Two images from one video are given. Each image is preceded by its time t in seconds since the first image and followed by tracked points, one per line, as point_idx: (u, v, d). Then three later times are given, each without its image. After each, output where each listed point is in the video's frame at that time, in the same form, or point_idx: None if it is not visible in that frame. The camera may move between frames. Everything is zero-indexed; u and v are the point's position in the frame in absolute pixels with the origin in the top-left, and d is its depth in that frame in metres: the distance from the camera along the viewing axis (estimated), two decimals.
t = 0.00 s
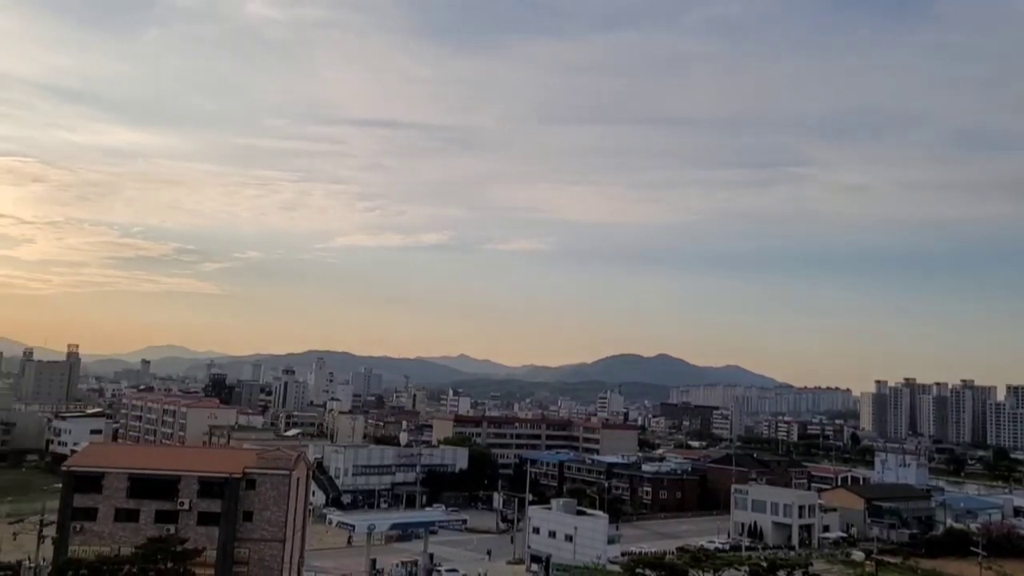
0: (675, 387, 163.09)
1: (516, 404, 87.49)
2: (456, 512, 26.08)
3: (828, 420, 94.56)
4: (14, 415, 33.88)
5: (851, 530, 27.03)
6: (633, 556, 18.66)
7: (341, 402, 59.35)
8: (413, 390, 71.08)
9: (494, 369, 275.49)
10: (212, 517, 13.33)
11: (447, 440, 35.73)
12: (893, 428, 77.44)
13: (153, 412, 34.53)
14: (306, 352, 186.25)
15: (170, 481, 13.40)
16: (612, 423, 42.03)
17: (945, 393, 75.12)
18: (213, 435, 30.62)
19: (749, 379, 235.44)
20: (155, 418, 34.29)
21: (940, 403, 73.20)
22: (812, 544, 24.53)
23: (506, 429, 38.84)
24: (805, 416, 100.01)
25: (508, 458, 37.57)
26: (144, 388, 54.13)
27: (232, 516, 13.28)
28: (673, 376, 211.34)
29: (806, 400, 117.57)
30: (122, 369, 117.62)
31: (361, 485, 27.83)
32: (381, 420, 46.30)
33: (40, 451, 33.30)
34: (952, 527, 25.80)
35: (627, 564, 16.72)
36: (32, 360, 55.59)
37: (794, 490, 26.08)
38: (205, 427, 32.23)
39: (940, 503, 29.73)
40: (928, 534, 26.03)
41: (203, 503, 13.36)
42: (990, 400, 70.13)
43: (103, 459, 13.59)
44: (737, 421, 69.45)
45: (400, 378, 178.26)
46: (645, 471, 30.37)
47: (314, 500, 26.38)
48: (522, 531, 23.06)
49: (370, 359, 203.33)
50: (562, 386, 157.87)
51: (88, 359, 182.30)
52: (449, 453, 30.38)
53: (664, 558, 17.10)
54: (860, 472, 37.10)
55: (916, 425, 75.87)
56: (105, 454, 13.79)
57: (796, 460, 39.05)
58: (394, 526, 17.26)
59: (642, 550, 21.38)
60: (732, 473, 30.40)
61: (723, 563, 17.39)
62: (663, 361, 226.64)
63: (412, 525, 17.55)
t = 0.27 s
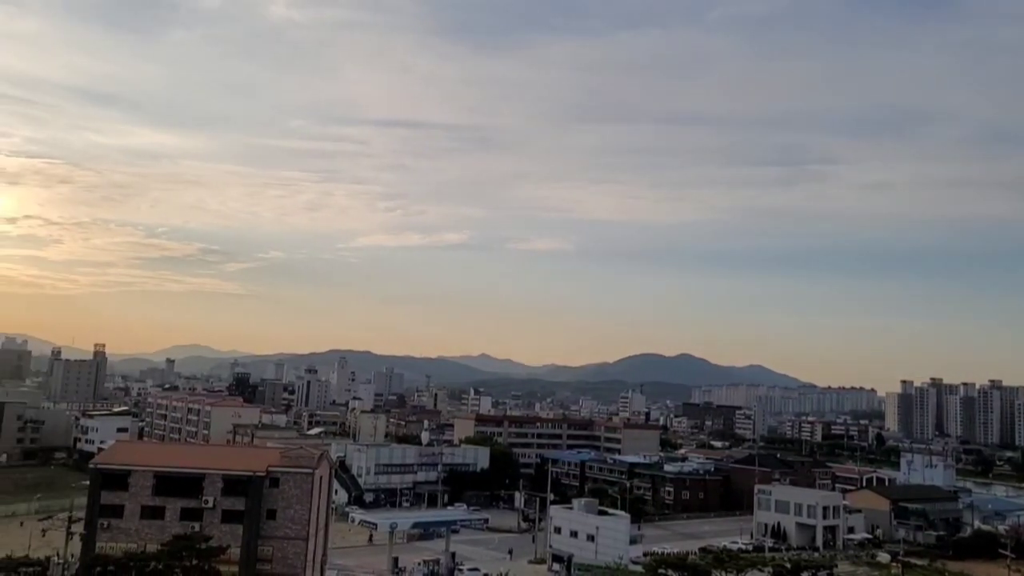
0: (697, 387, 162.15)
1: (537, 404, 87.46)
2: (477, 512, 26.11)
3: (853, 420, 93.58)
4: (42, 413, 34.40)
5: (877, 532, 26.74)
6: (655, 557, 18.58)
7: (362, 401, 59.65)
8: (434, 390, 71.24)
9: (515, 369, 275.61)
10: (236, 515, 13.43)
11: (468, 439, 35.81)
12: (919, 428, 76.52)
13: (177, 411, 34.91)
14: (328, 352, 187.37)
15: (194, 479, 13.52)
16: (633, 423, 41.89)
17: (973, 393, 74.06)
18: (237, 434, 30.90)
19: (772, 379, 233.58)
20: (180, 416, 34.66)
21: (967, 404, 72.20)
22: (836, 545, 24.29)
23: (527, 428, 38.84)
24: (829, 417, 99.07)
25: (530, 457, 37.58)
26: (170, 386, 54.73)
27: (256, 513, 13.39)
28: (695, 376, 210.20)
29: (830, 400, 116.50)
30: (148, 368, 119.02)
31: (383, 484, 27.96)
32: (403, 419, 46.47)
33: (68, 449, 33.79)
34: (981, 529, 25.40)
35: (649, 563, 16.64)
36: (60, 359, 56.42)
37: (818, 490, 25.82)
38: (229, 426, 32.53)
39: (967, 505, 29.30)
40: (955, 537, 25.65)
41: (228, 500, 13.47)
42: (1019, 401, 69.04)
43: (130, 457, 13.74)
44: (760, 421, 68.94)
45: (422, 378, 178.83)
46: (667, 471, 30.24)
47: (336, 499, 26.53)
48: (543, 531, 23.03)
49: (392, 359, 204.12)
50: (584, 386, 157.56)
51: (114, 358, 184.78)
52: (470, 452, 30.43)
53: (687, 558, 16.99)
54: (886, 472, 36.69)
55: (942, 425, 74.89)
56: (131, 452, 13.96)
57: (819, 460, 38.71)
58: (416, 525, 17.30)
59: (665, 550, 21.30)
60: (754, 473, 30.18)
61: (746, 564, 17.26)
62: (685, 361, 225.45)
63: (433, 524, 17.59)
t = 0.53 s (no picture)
0: (718, 386, 161.19)
1: (557, 403, 87.33)
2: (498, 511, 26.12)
3: (876, 420, 92.59)
4: (69, 412, 34.85)
5: (902, 534, 26.45)
6: (677, 557, 18.49)
7: (383, 401, 59.89)
8: (455, 390, 71.36)
9: (535, 368, 275.42)
10: (259, 514, 13.52)
11: (489, 438, 35.84)
12: (944, 429, 75.58)
13: (201, 410, 35.22)
14: (349, 352, 188.33)
15: (218, 478, 13.62)
16: (655, 423, 41.71)
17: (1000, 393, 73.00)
18: (259, 433, 31.12)
19: (794, 379, 231.78)
20: (203, 416, 34.97)
21: (994, 404, 71.22)
22: (860, 546, 24.05)
23: (548, 428, 38.82)
24: (852, 417, 98.12)
25: (550, 457, 37.55)
26: (193, 386, 55.27)
27: (278, 512, 13.47)
28: (717, 376, 209.02)
29: (853, 400, 115.35)
30: (172, 367, 120.22)
31: (404, 483, 28.06)
32: (423, 419, 46.59)
33: (94, 448, 34.20)
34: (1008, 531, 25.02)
35: (671, 564, 16.53)
36: (86, 359, 57.14)
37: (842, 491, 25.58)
38: (251, 425, 32.77)
39: (994, 507, 28.89)
40: (981, 538, 25.30)
41: (250, 499, 13.56)
42: None
43: (155, 456, 13.88)
44: (782, 421, 68.39)
45: (442, 378, 179.22)
46: (689, 471, 30.09)
47: (358, 498, 26.65)
48: (565, 531, 22.99)
49: (412, 359, 204.71)
50: (604, 386, 157.27)
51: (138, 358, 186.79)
52: (491, 452, 30.45)
53: (709, 559, 16.88)
54: (911, 473, 36.27)
55: (969, 426, 73.93)
56: (156, 451, 14.10)
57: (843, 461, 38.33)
58: (437, 524, 17.32)
59: (687, 551, 21.20)
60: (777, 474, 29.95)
61: (769, 565, 17.13)
62: (706, 361, 224.26)
63: (454, 523, 17.61)
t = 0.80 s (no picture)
0: (738, 386, 160.19)
1: (576, 403, 87.16)
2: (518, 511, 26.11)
3: (900, 420, 91.58)
4: (93, 411, 35.24)
5: (926, 536, 26.14)
6: (697, 558, 18.42)
7: (402, 400, 60.06)
8: (474, 390, 71.43)
9: (555, 368, 275.10)
10: (281, 512, 13.60)
11: (508, 438, 35.85)
12: (969, 429, 74.63)
13: (223, 409, 35.49)
14: (368, 352, 189.16)
15: (240, 476, 13.71)
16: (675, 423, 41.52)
17: None
18: (281, 432, 31.34)
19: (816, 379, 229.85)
20: (225, 415, 35.23)
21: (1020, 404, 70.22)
22: (883, 548, 23.81)
23: (567, 428, 38.77)
24: (875, 417, 97.15)
25: (570, 457, 37.52)
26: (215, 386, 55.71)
27: (300, 511, 13.55)
28: (737, 375, 207.81)
29: (876, 400, 114.17)
30: (194, 367, 121.40)
31: (424, 483, 28.16)
32: (443, 418, 46.68)
33: (118, 446, 34.59)
34: None
35: (692, 565, 16.43)
36: (110, 358, 57.79)
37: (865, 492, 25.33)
38: (273, 424, 32.99)
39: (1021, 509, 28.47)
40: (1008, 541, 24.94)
41: (272, 498, 13.65)
42: None
43: (178, 455, 14.01)
44: (803, 422, 67.84)
45: (461, 377, 179.53)
46: (709, 471, 29.93)
47: (378, 497, 26.74)
48: (585, 531, 22.95)
49: (431, 359, 205.21)
50: (623, 385, 156.87)
51: (161, 357, 188.77)
52: (510, 451, 30.48)
53: (730, 560, 16.78)
54: (935, 474, 35.84)
55: (994, 427, 72.95)
56: (178, 450, 14.22)
57: (866, 462, 37.96)
58: (457, 523, 17.34)
59: (707, 552, 21.10)
60: (798, 475, 29.71)
61: (791, 566, 16.99)
62: (726, 360, 222.95)
63: (474, 523, 17.62)
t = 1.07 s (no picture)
0: (757, 386, 159.24)
1: (594, 403, 86.98)
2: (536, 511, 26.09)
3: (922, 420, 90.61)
4: (115, 410, 35.61)
5: (949, 537, 25.86)
6: (717, 559, 18.32)
7: (421, 400, 60.23)
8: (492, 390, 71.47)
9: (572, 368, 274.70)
10: (300, 511, 13.68)
11: (526, 438, 35.86)
12: (992, 430, 73.73)
13: (243, 409, 35.75)
14: (386, 351, 189.90)
15: (259, 475, 13.79)
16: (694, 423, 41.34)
17: None
18: (300, 432, 31.53)
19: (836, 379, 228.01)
20: (245, 415, 35.48)
21: None
22: (905, 550, 23.59)
23: (585, 428, 38.71)
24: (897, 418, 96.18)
25: (588, 457, 37.47)
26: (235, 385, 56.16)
27: (319, 510, 13.62)
28: (756, 375, 206.54)
29: (897, 401, 113.08)
30: (214, 367, 122.39)
31: (442, 482, 28.25)
32: (461, 418, 46.75)
33: (140, 446, 34.94)
34: None
35: (711, 566, 16.36)
36: (132, 358, 58.39)
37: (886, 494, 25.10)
38: (292, 424, 33.20)
39: None
40: None
41: (291, 497, 13.73)
42: None
43: (198, 454, 14.12)
44: (823, 422, 67.31)
45: (479, 377, 179.71)
46: (728, 472, 29.78)
47: (397, 497, 26.82)
48: (603, 531, 22.90)
49: (449, 358, 205.60)
50: (641, 386, 156.41)
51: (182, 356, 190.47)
52: (528, 451, 30.49)
53: (750, 561, 16.67)
54: (958, 476, 35.43)
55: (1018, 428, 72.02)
56: (199, 449, 14.34)
57: (888, 463, 37.60)
58: (476, 523, 17.36)
59: (727, 552, 21.01)
60: (819, 475, 29.50)
61: (812, 568, 16.86)
62: (745, 360, 221.68)
63: (492, 522, 17.63)
